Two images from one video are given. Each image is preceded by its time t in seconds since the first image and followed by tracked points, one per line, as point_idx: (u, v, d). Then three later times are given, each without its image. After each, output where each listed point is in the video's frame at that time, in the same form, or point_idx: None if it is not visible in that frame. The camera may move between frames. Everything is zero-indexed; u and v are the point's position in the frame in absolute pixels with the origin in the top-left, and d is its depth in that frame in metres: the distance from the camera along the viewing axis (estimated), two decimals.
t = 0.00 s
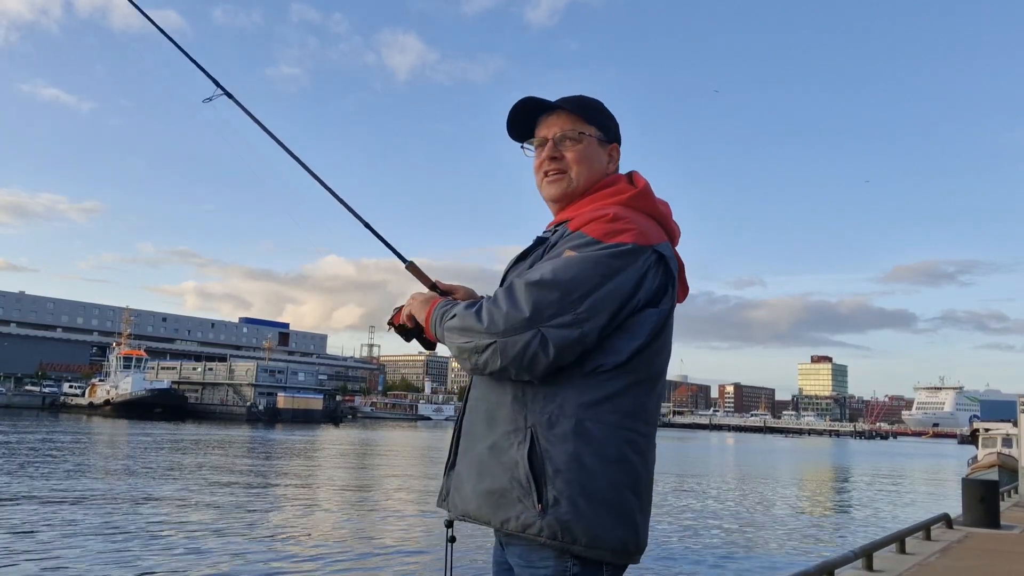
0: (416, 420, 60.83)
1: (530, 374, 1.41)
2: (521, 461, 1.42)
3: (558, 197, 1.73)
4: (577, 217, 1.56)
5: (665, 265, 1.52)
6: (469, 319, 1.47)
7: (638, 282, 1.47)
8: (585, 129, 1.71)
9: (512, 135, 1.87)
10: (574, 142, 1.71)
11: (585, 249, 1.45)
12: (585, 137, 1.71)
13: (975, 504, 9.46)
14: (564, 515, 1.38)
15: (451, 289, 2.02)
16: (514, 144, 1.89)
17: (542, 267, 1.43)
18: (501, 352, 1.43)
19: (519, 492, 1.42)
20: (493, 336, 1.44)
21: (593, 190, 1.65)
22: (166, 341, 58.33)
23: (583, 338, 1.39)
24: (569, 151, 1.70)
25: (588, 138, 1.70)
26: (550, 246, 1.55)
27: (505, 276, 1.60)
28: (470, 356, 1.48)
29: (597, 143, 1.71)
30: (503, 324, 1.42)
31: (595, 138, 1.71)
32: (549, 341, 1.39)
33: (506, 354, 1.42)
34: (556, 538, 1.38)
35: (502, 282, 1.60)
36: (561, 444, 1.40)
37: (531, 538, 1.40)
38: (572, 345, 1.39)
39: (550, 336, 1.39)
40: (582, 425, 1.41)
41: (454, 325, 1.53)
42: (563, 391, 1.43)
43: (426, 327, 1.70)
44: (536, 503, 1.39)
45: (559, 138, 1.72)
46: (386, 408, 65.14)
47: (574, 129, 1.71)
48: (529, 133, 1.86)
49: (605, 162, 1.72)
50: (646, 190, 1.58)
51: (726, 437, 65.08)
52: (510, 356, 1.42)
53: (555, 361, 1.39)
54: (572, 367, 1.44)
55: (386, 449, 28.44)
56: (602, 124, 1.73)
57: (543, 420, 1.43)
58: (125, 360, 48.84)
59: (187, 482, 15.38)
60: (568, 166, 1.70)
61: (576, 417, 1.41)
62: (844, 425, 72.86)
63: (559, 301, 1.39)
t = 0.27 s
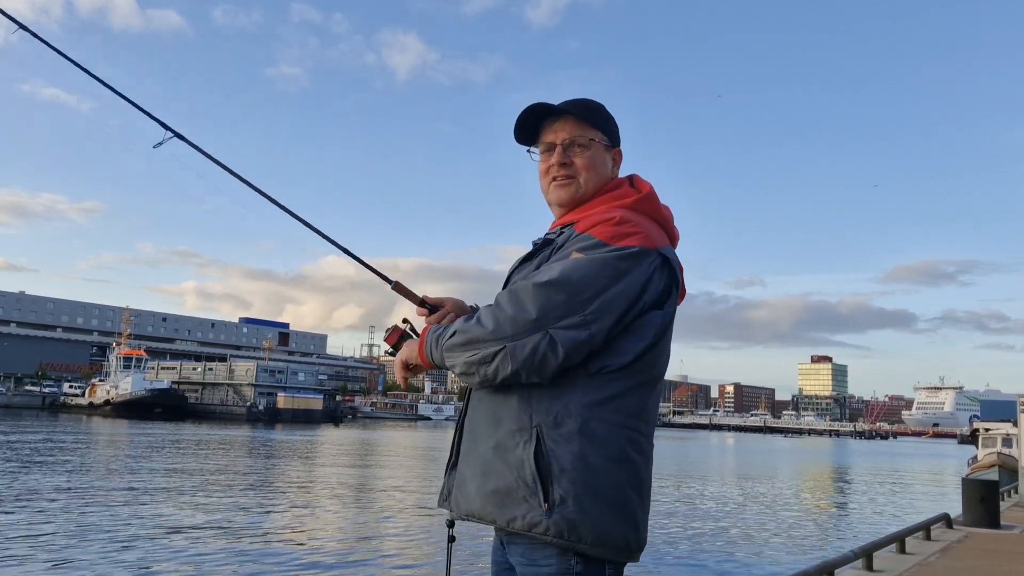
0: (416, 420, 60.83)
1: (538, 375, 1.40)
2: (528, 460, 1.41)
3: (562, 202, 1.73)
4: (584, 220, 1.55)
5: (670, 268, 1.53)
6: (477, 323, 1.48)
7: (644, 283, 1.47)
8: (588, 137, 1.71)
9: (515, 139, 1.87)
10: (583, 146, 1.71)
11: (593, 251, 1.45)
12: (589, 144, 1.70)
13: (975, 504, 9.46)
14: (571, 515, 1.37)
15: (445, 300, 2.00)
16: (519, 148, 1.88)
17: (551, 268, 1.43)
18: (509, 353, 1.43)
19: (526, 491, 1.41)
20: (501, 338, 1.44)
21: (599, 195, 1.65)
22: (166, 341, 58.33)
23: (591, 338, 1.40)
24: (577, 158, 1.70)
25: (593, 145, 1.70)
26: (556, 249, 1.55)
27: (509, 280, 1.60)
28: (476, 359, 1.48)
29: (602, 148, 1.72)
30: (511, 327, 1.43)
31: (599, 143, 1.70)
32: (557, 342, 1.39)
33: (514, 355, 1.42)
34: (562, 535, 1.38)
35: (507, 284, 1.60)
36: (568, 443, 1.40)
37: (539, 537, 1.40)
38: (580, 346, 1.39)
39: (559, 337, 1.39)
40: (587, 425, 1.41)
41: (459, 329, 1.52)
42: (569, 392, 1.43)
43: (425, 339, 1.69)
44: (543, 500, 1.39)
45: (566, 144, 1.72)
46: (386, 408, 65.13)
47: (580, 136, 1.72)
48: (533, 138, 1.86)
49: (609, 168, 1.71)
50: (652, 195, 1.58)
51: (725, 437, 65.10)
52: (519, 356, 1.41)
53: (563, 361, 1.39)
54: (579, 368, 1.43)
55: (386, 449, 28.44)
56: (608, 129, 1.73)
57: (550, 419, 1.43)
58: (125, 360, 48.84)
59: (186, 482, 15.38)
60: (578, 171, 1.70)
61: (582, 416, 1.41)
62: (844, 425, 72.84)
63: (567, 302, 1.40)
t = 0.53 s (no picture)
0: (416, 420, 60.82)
1: (542, 381, 1.40)
2: (531, 462, 1.42)
3: (553, 200, 1.74)
4: (582, 222, 1.55)
5: (671, 269, 1.53)
6: (481, 330, 1.48)
7: (645, 286, 1.47)
8: (576, 134, 1.71)
9: (505, 142, 1.87)
10: (562, 147, 1.71)
11: (593, 256, 1.45)
12: (575, 141, 1.70)
13: (975, 505, 9.45)
14: (575, 516, 1.38)
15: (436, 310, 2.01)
16: (508, 151, 1.89)
17: (553, 273, 1.43)
18: (513, 363, 1.42)
19: (529, 493, 1.41)
20: (507, 346, 1.43)
21: (589, 196, 1.65)
22: (166, 341, 58.33)
23: (593, 343, 1.40)
24: (556, 158, 1.71)
25: (578, 143, 1.69)
26: (556, 252, 1.55)
27: (510, 284, 1.60)
28: (483, 366, 1.47)
29: (587, 146, 1.70)
30: (517, 337, 1.42)
31: (587, 141, 1.70)
32: (563, 349, 1.39)
33: (520, 364, 1.41)
34: (566, 538, 1.38)
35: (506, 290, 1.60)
36: (570, 446, 1.40)
37: (541, 538, 1.40)
38: (583, 351, 1.39)
39: (563, 343, 1.39)
40: (592, 428, 1.41)
41: (463, 338, 1.50)
42: (573, 394, 1.43)
43: (429, 349, 1.68)
44: (546, 503, 1.39)
45: (547, 144, 1.72)
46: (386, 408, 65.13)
47: (562, 135, 1.71)
48: (525, 140, 1.86)
49: (598, 164, 1.71)
50: (647, 195, 1.58)
51: (726, 437, 65.07)
52: (524, 364, 1.41)
53: (568, 368, 1.39)
54: (582, 371, 1.43)
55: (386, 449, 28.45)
56: (597, 126, 1.70)
57: (553, 420, 1.43)
58: (126, 360, 48.85)
59: (186, 483, 15.36)
60: (556, 173, 1.71)
61: (586, 419, 1.41)
62: (844, 425, 72.83)
63: (568, 307, 1.40)
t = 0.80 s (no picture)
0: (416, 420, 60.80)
1: (532, 380, 1.40)
2: (524, 460, 1.41)
3: (546, 200, 1.74)
4: (574, 220, 1.55)
5: (663, 265, 1.52)
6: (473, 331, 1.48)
7: (636, 282, 1.47)
8: (564, 136, 1.70)
9: (500, 148, 1.88)
10: (549, 150, 1.71)
11: (582, 252, 1.45)
12: (562, 144, 1.70)
13: (975, 504, 9.46)
14: (567, 514, 1.37)
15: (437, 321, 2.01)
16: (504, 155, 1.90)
17: (543, 271, 1.43)
18: (503, 362, 1.42)
19: (522, 491, 1.41)
20: (496, 346, 1.44)
21: (580, 196, 1.65)
22: (166, 341, 58.33)
23: (583, 339, 1.40)
24: (545, 161, 1.72)
25: (566, 146, 1.69)
26: (549, 249, 1.55)
27: (503, 285, 1.60)
28: (475, 365, 1.47)
29: (575, 147, 1.69)
30: (508, 335, 1.42)
31: (576, 143, 1.69)
32: (553, 348, 1.39)
33: (509, 364, 1.41)
34: (558, 534, 1.38)
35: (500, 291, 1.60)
36: (564, 443, 1.40)
37: (534, 537, 1.40)
38: (574, 349, 1.39)
39: (551, 341, 1.39)
40: (584, 425, 1.41)
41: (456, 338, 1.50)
42: (564, 393, 1.42)
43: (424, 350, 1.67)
44: (539, 501, 1.39)
45: (536, 147, 1.73)
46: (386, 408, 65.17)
47: (549, 139, 1.71)
48: (521, 144, 1.87)
49: (588, 165, 1.69)
50: (641, 191, 1.58)
51: (726, 437, 65.05)
52: (513, 362, 1.41)
53: (557, 365, 1.39)
54: (574, 369, 1.43)
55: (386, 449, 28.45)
56: (588, 127, 1.69)
57: (547, 419, 1.42)
58: (126, 360, 48.84)
59: (185, 483, 15.35)
60: (544, 174, 1.72)
61: (579, 416, 1.41)
62: (844, 425, 72.89)
63: (556, 305, 1.40)
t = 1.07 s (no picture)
0: (416, 420, 60.78)
1: (526, 373, 1.40)
2: (518, 454, 1.42)
3: (544, 200, 1.75)
4: (567, 215, 1.55)
5: (657, 261, 1.51)
6: (465, 326, 1.49)
7: (630, 276, 1.46)
8: (561, 136, 1.70)
9: (499, 148, 1.88)
10: (546, 151, 1.71)
11: (574, 245, 1.46)
12: (560, 145, 1.69)
13: (976, 505, 9.45)
14: (561, 509, 1.37)
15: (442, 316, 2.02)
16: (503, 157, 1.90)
17: (533, 266, 1.43)
18: (497, 357, 1.43)
19: (517, 485, 1.41)
20: (489, 342, 1.44)
21: (577, 194, 1.65)
22: (166, 341, 58.37)
23: (574, 334, 1.40)
24: (542, 162, 1.72)
25: (565, 145, 1.69)
26: (542, 245, 1.55)
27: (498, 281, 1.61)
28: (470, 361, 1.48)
29: (573, 147, 1.69)
30: (499, 326, 1.43)
31: (575, 143, 1.69)
32: (542, 341, 1.39)
33: (502, 358, 1.42)
34: (553, 530, 1.38)
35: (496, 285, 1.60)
36: (558, 438, 1.40)
37: (529, 532, 1.40)
38: (565, 341, 1.39)
39: (542, 335, 1.39)
40: (578, 420, 1.41)
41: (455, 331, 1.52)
42: (556, 389, 1.43)
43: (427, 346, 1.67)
44: (533, 495, 1.39)
45: (534, 148, 1.73)
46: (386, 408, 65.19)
47: (547, 139, 1.71)
48: (520, 145, 1.87)
49: (586, 166, 1.69)
50: (636, 188, 1.58)
51: (726, 437, 65.04)
52: (506, 357, 1.42)
53: (550, 359, 1.39)
54: (566, 364, 1.43)
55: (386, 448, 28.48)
56: (586, 125, 1.69)
57: (541, 413, 1.43)
58: (126, 360, 48.86)
59: (186, 482, 15.38)
60: (543, 175, 1.72)
61: (572, 412, 1.41)
62: (844, 425, 72.85)
63: (547, 299, 1.40)
